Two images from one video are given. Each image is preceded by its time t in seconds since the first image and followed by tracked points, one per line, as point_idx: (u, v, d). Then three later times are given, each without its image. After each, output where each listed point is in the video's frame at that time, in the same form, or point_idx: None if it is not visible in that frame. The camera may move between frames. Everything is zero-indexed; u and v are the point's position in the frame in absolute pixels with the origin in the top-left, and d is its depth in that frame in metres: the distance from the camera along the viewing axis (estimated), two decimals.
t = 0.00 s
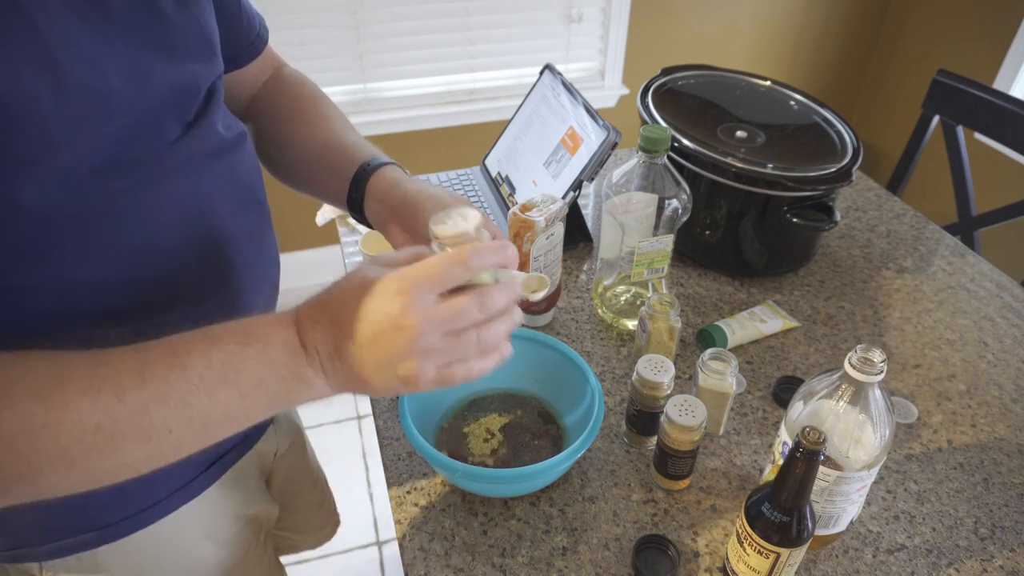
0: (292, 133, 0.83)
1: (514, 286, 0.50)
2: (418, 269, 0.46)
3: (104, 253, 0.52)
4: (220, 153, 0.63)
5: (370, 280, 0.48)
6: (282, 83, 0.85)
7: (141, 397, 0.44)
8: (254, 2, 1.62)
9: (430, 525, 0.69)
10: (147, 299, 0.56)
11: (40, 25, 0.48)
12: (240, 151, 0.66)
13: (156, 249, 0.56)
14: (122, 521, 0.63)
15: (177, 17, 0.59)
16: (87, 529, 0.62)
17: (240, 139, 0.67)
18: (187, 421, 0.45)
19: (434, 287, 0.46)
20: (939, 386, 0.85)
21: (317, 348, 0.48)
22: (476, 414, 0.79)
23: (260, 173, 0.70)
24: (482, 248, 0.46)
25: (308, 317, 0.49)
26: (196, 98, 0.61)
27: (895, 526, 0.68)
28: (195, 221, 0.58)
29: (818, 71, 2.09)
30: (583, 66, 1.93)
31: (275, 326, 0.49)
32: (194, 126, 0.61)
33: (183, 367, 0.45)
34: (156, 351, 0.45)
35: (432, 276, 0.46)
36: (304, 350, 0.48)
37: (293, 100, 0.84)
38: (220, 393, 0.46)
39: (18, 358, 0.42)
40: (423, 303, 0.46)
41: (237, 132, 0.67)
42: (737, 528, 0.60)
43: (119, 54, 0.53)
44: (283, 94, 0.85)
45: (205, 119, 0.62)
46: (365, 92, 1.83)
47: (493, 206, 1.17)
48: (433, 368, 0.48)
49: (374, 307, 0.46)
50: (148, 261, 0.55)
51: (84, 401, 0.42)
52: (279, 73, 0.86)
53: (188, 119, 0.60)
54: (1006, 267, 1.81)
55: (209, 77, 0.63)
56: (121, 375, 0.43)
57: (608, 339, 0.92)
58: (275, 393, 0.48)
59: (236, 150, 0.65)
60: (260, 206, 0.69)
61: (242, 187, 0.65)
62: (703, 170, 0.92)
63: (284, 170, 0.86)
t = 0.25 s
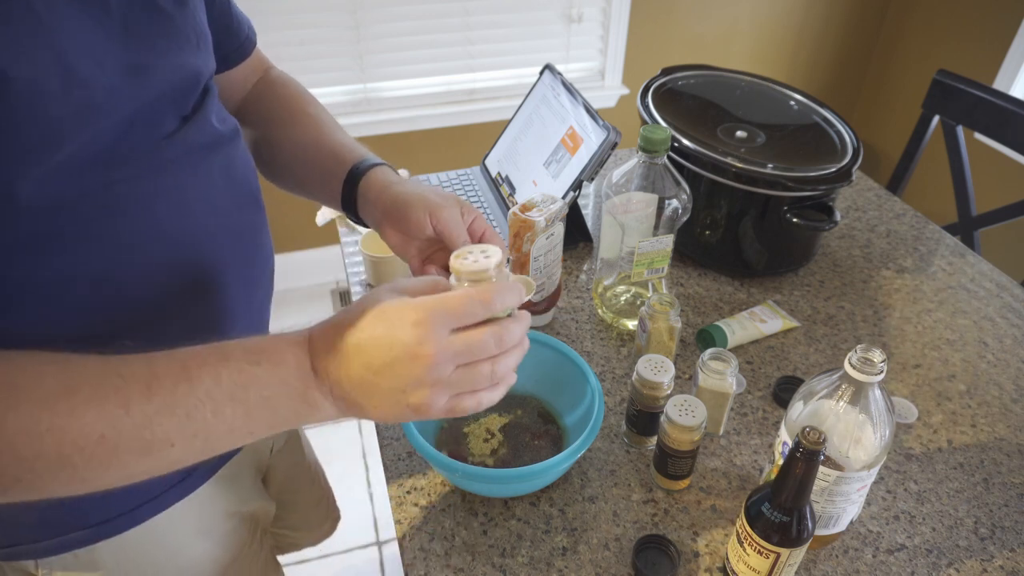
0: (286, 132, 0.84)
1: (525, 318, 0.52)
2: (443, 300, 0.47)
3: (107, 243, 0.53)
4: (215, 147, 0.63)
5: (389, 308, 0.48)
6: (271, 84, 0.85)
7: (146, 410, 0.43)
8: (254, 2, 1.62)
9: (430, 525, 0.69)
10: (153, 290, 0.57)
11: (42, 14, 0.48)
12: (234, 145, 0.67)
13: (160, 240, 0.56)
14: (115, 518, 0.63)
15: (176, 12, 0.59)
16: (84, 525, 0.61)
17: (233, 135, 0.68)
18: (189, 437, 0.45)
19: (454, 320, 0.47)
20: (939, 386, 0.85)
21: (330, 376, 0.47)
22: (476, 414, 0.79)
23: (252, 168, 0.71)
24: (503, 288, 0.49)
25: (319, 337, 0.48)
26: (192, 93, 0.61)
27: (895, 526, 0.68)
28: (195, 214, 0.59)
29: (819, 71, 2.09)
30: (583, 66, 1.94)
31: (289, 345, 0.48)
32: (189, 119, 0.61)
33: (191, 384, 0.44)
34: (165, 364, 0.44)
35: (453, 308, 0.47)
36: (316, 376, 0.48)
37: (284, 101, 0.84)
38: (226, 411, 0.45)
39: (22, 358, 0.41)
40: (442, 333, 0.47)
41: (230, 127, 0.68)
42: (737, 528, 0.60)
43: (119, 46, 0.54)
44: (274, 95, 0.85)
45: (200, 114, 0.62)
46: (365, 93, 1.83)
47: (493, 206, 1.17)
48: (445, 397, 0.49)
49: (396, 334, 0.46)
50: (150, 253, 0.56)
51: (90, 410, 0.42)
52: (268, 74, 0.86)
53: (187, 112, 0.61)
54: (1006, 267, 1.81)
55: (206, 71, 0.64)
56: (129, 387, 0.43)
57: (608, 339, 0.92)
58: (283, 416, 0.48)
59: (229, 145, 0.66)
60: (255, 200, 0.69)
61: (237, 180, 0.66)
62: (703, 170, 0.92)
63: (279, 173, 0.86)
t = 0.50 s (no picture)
0: (284, 143, 0.85)
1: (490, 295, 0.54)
2: (410, 284, 0.48)
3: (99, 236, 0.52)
4: (210, 143, 0.63)
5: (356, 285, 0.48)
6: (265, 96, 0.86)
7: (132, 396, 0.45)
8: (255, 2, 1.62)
9: (430, 525, 0.69)
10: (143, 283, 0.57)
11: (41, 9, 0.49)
12: (225, 141, 0.67)
13: (153, 233, 0.56)
14: (106, 512, 0.63)
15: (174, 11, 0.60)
16: (75, 518, 0.62)
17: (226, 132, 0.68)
18: (158, 404, 0.47)
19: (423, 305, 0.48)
20: (939, 386, 0.85)
21: (298, 347, 0.49)
22: (476, 414, 0.79)
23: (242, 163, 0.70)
24: (472, 275, 0.50)
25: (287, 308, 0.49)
26: (187, 89, 0.62)
27: (895, 526, 0.68)
28: (188, 208, 0.59)
29: (819, 70, 2.09)
30: (583, 66, 1.94)
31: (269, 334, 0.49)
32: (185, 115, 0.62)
33: (161, 355, 0.46)
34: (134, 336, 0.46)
35: (422, 294, 0.48)
36: (284, 346, 0.49)
37: (274, 112, 0.85)
38: (195, 381, 0.47)
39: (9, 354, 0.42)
40: (410, 319, 0.48)
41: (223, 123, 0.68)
42: (737, 528, 0.60)
43: (110, 40, 0.54)
44: (264, 107, 0.85)
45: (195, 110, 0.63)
46: (365, 93, 1.83)
47: (492, 206, 1.17)
48: (411, 373, 0.51)
49: (363, 315, 0.47)
50: (143, 245, 0.56)
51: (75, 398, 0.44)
52: (256, 86, 0.87)
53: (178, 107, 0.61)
54: (1006, 267, 1.81)
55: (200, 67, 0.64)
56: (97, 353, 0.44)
57: (608, 339, 0.92)
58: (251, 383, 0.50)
59: (224, 142, 0.66)
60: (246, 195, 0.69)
61: (230, 175, 0.66)
62: (703, 170, 0.92)
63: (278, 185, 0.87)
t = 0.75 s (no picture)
0: (281, 144, 0.85)
1: (459, 273, 0.57)
2: (376, 257, 0.52)
3: (82, 211, 0.56)
4: (194, 133, 0.67)
5: (325, 260, 0.52)
6: (262, 99, 0.87)
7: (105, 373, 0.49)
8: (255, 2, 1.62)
9: (430, 525, 0.69)
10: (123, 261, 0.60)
11: None
12: (210, 135, 0.71)
13: (130, 211, 0.59)
14: (91, 502, 0.66)
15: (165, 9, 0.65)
16: (57, 511, 0.64)
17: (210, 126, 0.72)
18: (122, 372, 0.50)
19: (386, 275, 0.52)
20: (939, 386, 0.85)
21: (266, 320, 0.53)
22: (476, 414, 0.79)
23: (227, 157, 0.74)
24: (439, 246, 0.53)
25: (256, 285, 0.53)
26: (174, 82, 0.66)
27: (895, 526, 0.68)
28: (167, 191, 0.62)
29: (818, 70, 2.09)
30: (583, 66, 1.94)
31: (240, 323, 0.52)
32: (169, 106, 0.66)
33: (128, 324, 0.50)
34: (103, 306, 0.50)
35: (384, 265, 0.52)
36: (252, 317, 0.53)
37: (274, 117, 0.86)
38: (161, 351, 0.51)
39: None
40: (374, 288, 0.52)
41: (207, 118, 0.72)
42: (737, 528, 0.60)
43: (103, 34, 0.59)
44: (263, 113, 0.86)
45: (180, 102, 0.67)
46: (365, 93, 1.83)
47: (492, 206, 1.17)
48: (379, 346, 0.55)
49: (330, 287, 0.51)
50: (124, 224, 0.59)
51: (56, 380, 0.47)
52: (256, 92, 0.87)
53: (166, 99, 0.65)
54: (1007, 267, 1.81)
55: (188, 64, 0.68)
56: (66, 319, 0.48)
57: (608, 339, 0.92)
58: (215, 355, 0.53)
59: (207, 134, 0.70)
60: (230, 186, 0.73)
61: (214, 166, 0.70)
62: (703, 170, 0.91)
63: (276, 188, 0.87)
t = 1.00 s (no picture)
0: (282, 149, 0.85)
1: (443, 277, 0.57)
2: (361, 257, 0.52)
3: (61, 201, 0.57)
4: (182, 132, 0.68)
5: (312, 260, 0.53)
6: (263, 104, 0.87)
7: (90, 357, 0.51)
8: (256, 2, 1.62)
9: (430, 525, 0.69)
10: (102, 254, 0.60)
11: None
12: (200, 134, 0.71)
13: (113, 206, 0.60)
14: (80, 496, 0.66)
15: (161, 11, 0.65)
16: (45, 505, 0.65)
17: (201, 126, 0.72)
18: (107, 359, 0.51)
19: (370, 276, 0.52)
20: (939, 386, 0.85)
21: (251, 314, 0.54)
22: (476, 414, 0.79)
23: (218, 158, 0.74)
24: (423, 252, 0.53)
25: (244, 280, 0.55)
26: (166, 81, 0.66)
27: (895, 526, 0.68)
28: (151, 188, 0.63)
29: (818, 70, 2.09)
30: (583, 66, 1.94)
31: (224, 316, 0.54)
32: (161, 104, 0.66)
33: (114, 312, 0.51)
34: (90, 293, 0.51)
35: (368, 267, 0.52)
36: (238, 313, 0.55)
37: (275, 121, 0.86)
38: (146, 339, 0.52)
39: None
40: (357, 289, 0.52)
41: (197, 117, 0.72)
42: (737, 528, 0.60)
43: (95, 32, 0.60)
44: (265, 117, 0.86)
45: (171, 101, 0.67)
46: (365, 93, 1.83)
47: (492, 206, 1.17)
48: (362, 347, 0.55)
49: (314, 285, 0.52)
50: (103, 217, 0.59)
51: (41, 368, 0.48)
52: (257, 97, 0.88)
53: (156, 97, 0.65)
54: (1007, 267, 1.81)
55: (182, 64, 0.69)
56: (52, 304, 0.49)
57: (608, 339, 0.92)
58: (201, 348, 0.54)
59: (197, 133, 0.71)
60: (218, 186, 0.73)
61: (202, 165, 0.70)
62: (703, 170, 0.91)
63: (275, 194, 0.87)
